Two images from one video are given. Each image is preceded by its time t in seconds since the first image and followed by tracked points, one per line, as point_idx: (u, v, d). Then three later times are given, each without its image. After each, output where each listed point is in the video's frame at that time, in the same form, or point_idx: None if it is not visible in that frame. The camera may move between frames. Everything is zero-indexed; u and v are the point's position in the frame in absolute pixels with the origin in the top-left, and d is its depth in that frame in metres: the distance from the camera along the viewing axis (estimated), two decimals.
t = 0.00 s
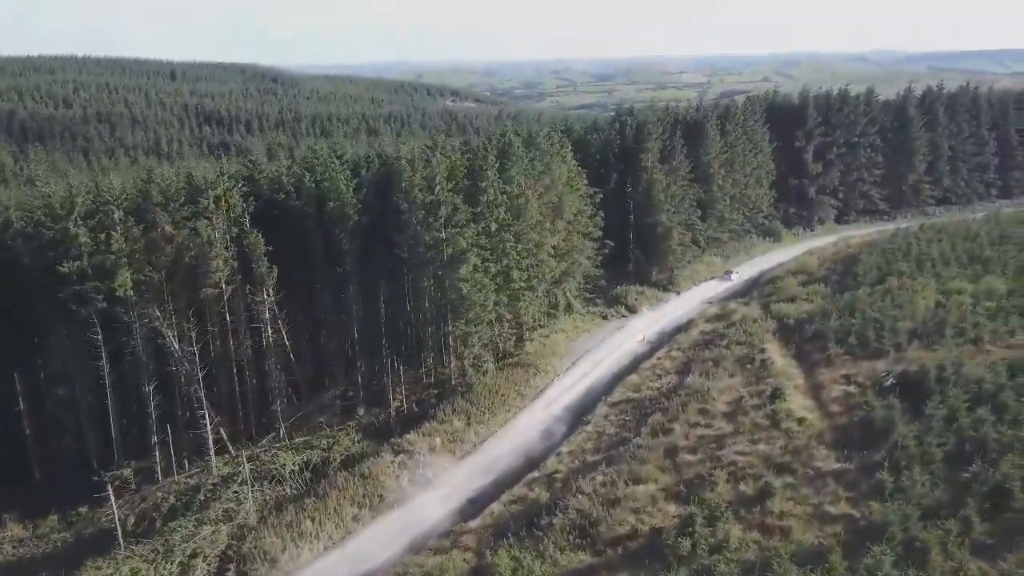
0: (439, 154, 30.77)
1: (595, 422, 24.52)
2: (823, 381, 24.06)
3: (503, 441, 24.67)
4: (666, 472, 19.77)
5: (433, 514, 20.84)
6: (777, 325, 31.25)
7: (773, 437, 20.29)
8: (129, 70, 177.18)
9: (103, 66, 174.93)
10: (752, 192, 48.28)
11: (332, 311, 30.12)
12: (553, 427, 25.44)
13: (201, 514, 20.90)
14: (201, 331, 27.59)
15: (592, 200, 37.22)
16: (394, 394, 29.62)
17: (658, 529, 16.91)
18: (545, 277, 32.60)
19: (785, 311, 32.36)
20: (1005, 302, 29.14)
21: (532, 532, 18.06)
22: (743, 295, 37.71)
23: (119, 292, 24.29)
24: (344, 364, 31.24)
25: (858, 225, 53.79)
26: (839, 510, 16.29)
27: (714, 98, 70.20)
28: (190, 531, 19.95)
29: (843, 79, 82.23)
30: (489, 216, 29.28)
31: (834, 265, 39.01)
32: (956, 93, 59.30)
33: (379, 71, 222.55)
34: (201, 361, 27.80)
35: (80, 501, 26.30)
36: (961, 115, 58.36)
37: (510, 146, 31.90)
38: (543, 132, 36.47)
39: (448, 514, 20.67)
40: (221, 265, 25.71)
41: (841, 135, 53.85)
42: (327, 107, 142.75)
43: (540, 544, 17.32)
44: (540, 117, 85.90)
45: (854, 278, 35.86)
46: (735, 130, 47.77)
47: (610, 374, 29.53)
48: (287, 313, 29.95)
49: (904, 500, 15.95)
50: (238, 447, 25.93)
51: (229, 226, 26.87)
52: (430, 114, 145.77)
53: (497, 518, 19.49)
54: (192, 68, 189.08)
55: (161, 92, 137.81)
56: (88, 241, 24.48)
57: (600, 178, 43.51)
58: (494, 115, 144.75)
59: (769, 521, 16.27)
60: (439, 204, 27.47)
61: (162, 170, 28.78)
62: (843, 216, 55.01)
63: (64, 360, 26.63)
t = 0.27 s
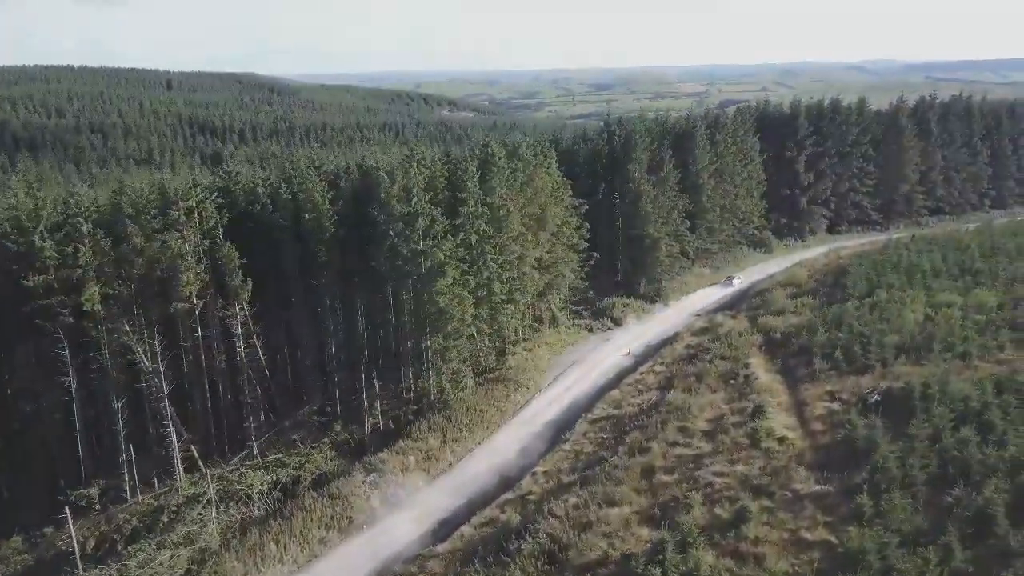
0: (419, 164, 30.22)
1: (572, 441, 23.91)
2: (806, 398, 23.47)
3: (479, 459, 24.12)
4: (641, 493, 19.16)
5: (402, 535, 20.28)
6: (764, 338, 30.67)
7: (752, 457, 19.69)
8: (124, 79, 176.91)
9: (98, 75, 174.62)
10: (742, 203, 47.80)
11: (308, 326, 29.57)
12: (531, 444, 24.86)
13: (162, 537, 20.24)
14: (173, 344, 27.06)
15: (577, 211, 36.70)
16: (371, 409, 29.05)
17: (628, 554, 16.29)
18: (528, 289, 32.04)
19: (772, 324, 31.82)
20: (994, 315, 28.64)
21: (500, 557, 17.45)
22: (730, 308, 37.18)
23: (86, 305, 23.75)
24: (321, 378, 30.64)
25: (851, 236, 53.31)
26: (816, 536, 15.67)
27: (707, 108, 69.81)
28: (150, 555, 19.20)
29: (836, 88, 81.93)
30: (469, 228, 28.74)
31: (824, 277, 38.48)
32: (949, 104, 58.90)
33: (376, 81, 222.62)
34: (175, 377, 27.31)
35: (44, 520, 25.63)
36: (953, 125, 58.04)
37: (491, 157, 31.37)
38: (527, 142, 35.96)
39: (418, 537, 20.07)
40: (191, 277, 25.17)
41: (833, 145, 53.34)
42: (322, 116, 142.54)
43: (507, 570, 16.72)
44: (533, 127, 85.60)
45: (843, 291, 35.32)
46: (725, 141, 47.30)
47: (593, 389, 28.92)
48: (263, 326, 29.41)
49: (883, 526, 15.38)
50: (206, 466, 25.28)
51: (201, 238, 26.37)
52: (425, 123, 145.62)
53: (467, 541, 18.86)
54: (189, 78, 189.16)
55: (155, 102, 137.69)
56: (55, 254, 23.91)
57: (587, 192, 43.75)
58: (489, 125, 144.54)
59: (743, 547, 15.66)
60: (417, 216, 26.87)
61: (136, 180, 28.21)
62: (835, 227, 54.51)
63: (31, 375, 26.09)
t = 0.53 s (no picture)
0: (397, 175, 29.69)
1: (549, 459, 23.32)
2: (788, 415, 22.88)
3: (454, 478, 23.51)
4: (614, 515, 18.59)
5: (370, 558, 19.66)
6: (749, 352, 30.11)
7: (729, 478, 19.13)
8: (120, 89, 176.76)
9: (93, 84, 174.49)
10: (732, 213, 47.30)
11: (284, 340, 29.00)
12: (507, 462, 24.25)
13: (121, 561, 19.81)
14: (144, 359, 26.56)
15: (561, 222, 36.20)
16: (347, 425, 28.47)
17: None
18: (509, 302, 31.48)
19: (757, 338, 31.27)
20: (982, 330, 28.10)
21: None
22: (718, 320, 36.62)
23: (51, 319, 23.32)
24: (297, 393, 30.05)
25: (842, 246, 52.85)
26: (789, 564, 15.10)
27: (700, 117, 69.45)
28: None
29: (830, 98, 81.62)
30: (447, 241, 28.21)
31: (812, 289, 37.96)
32: (941, 114, 58.53)
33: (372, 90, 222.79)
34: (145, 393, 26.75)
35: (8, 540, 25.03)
36: (945, 135, 57.64)
37: (471, 168, 30.85)
38: (510, 153, 35.47)
39: (385, 560, 19.46)
40: (160, 291, 24.66)
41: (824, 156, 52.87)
42: (317, 126, 142.32)
43: None
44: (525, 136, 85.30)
45: (831, 303, 34.76)
46: (714, 151, 46.85)
47: (574, 404, 28.30)
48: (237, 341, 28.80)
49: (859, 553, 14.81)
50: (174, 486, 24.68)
51: (173, 251, 25.88)
52: (421, 133, 145.34)
53: (434, 566, 18.28)
54: (185, 87, 189.20)
55: (149, 111, 137.63)
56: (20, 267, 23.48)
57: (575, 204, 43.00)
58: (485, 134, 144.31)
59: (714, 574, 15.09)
60: (393, 228, 26.34)
61: (107, 193, 27.71)
62: (827, 238, 53.99)
63: None
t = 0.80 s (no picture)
0: (375, 187, 29.22)
1: (524, 478, 22.74)
2: (768, 432, 22.35)
3: (428, 496, 22.92)
4: (585, 539, 18.07)
5: None
6: (733, 366, 29.58)
7: (703, 499, 18.61)
8: (115, 99, 176.48)
9: (88, 93, 174.19)
10: (720, 224, 46.84)
11: (258, 355, 28.44)
12: (483, 481, 23.66)
13: None
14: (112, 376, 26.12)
15: (545, 233, 35.71)
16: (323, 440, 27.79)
17: None
18: (490, 315, 30.91)
19: (742, 352, 30.74)
20: (968, 344, 27.60)
21: None
22: (704, 333, 36.07)
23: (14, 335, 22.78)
24: (272, 409, 29.45)
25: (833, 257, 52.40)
26: None
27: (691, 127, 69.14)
28: None
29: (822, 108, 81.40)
30: (425, 253, 27.76)
31: (799, 301, 37.47)
32: (932, 123, 58.17)
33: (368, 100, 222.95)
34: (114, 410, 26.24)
35: None
36: (937, 145, 57.29)
37: (452, 179, 30.40)
38: (494, 163, 35.03)
39: None
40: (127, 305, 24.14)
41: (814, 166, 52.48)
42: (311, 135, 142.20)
43: None
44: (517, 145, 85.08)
45: (818, 316, 34.26)
46: (702, 161, 46.43)
47: (555, 419, 27.73)
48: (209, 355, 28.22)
49: None
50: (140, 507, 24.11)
51: (142, 264, 25.37)
52: (416, 143, 145.04)
53: None
54: (180, 96, 189.32)
55: (143, 121, 137.56)
56: None
57: (564, 215, 42.76)
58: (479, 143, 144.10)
59: None
60: (368, 241, 25.81)
61: (79, 205, 27.23)
62: (818, 248, 53.53)
63: None
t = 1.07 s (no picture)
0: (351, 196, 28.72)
1: (496, 497, 22.19)
2: (746, 449, 21.85)
3: (398, 516, 22.34)
4: (552, 562, 17.62)
5: None
6: (715, 380, 29.03)
7: (675, 520, 18.16)
8: (108, 108, 175.98)
9: (82, 103, 173.70)
10: (708, 235, 46.39)
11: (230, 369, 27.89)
12: (455, 499, 23.09)
13: None
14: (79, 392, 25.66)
15: (527, 244, 35.20)
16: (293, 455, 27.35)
17: None
18: (469, 328, 30.37)
19: (725, 365, 30.23)
20: (954, 358, 27.14)
21: None
22: (689, 346, 35.54)
23: None
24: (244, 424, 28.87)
25: (823, 268, 51.98)
26: None
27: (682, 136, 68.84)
28: None
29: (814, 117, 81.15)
30: (400, 264, 27.23)
31: (786, 313, 36.99)
32: (923, 133, 57.83)
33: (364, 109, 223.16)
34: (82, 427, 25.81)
35: None
36: (928, 155, 56.99)
37: (430, 189, 29.89)
38: (475, 173, 34.53)
39: None
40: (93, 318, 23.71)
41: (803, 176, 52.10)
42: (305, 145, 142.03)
43: None
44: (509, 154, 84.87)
45: (803, 328, 33.79)
46: (689, 171, 46.01)
47: (532, 435, 27.13)
48: (179, 369, 27.64)
49: None
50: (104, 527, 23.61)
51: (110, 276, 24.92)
52: (410, 152, 144.89)
53: None
54: (176, 106, 189.41)
55: (136, 131, 137.46)
56: None
57: (551, 226, 42.31)
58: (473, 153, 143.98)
59: None
60: (340, 253, 25.31)
61: (46, 215, 26.70)
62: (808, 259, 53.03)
63: None
